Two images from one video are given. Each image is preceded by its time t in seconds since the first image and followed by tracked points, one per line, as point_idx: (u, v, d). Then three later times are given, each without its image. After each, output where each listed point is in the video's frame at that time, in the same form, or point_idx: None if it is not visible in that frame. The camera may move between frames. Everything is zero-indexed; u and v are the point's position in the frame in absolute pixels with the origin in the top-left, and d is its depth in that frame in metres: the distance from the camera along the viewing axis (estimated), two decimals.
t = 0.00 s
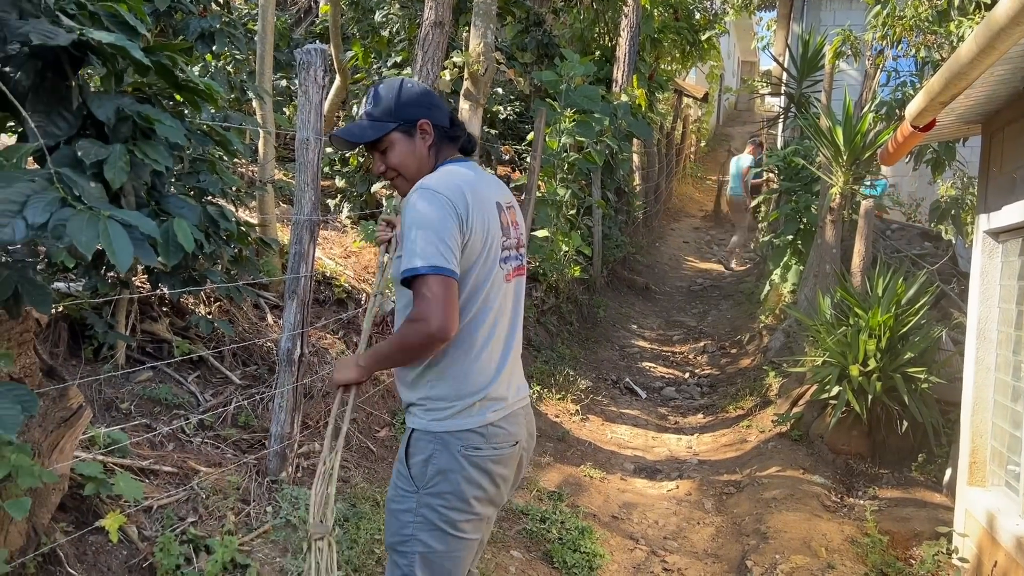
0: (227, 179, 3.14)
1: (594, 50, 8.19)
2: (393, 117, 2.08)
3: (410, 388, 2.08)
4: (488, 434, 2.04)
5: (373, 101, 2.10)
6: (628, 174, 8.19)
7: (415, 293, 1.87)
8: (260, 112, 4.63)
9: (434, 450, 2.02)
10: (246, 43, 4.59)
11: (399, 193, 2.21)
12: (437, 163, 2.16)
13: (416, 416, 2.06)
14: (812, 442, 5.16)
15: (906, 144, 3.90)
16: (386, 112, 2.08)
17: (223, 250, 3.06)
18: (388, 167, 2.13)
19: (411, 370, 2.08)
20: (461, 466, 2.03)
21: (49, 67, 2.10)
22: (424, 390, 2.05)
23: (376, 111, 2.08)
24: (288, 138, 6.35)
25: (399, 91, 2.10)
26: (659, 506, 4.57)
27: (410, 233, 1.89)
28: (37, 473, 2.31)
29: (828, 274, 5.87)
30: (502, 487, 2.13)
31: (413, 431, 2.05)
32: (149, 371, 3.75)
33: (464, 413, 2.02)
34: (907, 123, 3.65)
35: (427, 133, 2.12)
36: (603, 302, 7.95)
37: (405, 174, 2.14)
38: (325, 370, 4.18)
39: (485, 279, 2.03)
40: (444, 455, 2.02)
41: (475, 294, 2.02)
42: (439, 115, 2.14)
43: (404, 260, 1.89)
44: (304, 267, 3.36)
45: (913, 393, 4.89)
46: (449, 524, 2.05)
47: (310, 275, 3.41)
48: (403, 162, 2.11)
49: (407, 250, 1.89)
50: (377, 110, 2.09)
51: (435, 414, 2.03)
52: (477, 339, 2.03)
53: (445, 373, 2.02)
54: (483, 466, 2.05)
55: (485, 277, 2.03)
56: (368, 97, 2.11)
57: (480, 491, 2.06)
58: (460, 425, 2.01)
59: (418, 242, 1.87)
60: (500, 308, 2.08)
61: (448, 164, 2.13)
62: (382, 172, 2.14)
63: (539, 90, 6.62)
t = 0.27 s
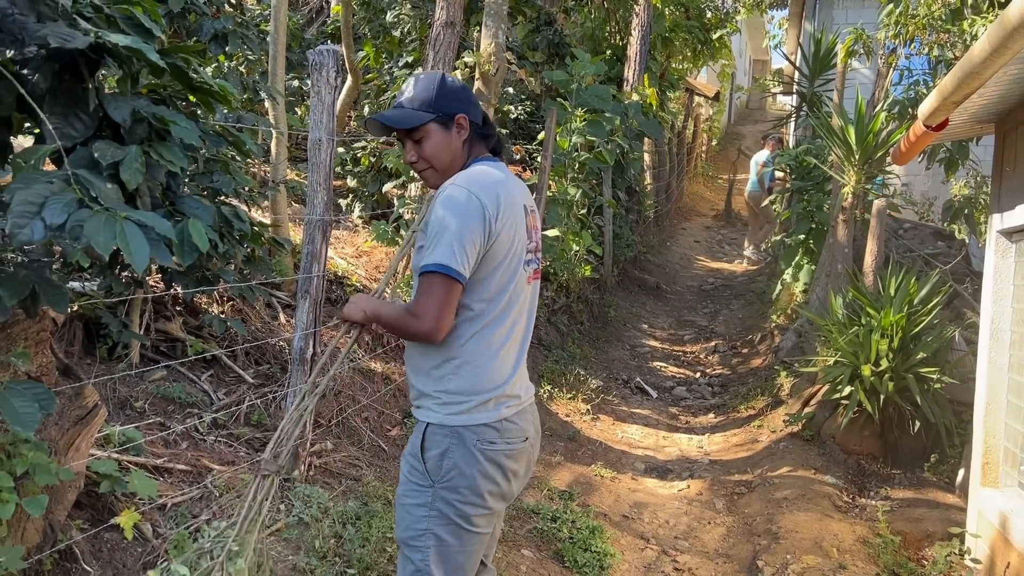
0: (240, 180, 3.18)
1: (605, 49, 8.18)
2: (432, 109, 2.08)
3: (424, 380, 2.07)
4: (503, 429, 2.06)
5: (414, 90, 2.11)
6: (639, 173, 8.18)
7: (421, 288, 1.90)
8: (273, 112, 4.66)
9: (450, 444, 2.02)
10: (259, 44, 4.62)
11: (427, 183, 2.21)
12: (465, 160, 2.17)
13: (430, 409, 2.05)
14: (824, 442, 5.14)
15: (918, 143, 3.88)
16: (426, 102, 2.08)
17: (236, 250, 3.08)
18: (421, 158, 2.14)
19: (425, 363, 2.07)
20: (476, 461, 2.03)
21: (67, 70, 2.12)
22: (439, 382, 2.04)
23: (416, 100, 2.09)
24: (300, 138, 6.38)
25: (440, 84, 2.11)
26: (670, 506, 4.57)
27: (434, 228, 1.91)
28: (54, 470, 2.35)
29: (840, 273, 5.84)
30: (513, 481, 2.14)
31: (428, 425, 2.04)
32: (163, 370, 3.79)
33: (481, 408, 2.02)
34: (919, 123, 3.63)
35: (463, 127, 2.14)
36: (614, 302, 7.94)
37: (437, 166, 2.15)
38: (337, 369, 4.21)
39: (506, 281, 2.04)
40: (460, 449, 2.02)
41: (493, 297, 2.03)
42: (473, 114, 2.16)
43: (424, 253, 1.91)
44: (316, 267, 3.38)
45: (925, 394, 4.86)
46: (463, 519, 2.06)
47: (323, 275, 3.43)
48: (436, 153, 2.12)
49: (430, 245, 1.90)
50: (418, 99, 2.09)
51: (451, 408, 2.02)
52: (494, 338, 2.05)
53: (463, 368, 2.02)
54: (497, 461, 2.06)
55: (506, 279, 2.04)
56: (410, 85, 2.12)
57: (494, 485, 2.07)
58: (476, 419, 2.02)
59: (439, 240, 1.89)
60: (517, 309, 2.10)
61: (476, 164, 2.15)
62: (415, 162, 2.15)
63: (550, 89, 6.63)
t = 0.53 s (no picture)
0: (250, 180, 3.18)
1: (614, 48, 8.16)
2: (476, 103, 2.07)
3: (440, 378, 2.06)
4: (515, 429, 2.06)
5: (457, 82, 2.09)
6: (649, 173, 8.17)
7: (432, 287, 1.90)
8: (282, 113, 4.68)
9: (463, 442, 2.02)
10: (269, 45, 4.64)
11: (448, 175, 2.18)
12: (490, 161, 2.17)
13: (444, 406, 2.05)
14: (834, 443, 5.11)
15: (929, 143, 3.86)
16: (470, 95, 2.07)
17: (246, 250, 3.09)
18: (452, 150, 2.11)
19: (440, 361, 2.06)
20: (488, 460, 2.03)
21: (78, 71, 2.14)
22: (455, 379, 2.03)
23: (462, 91, 2.07)
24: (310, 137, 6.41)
25: (483, 83, 2.11)
26: (679, 506, 4.56)
27: (454, 227, 1.92)
28: (65, 469, 2.36)
29: (850, 273, 5.81)
30: (522, 482, 2.14)
31: (441, 422, 2.04)
32: (173, 369, 3.81)
33: (496, 407, 2.02)
34: (930, 122, 3.61)
35: (495, 128, 2.15)
36: (623, 302, 7.92)
37: (466, 160, 2.12)
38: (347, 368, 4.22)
39: (525, 283, 2.06)
40: (472, 447, 2.02)
41: (509, 302, 2.03)
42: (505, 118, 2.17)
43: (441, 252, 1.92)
44: (326, 266, 3.39)
45: (936, 394, 4.83)
46: (471, 517, 2.05)
47: (332, 275, 3.44)
48: (469, 147, 2.11)
49: (448, 244, 1.91)
50: (463, 90, 2.07)
51: (466, 406, 2.02)
52: (512, 340, 2.05)
53: (480, 367, 2.02)
54: (508, 460, 2.06)
55: (525, 281, 2.06)
56: (453, 76, 2.10)
57: (503, 484, 2.07)
58: (490, 418, 2.02)
59: (458, 238, 1.90)
60: (533, 312, 2.12)
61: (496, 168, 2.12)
62: (445, 153, 2.12)
63: (559, 89, 6.63)
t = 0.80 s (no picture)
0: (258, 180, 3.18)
1: (623, 48, 8.14)
2: (500, 101, 2.01)
3: (458, 374, 2.03)
4: (531, 428, 2.05)
5: (481, 77, 2.02)
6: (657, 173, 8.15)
7: (478, 285, 1.80)
8: (291, 113, 4.69)
9: (481, 439, 1.99)
10: (277, 46, 4.65)
11: (464, 173, 2.10)
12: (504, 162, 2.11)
13: (463, 402, 2.01)
14: (843, 444, 5.08)
15: (939, 143, 3.84)
16: (494, 92, 2.00)
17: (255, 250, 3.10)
18: (472, 146, 2.04)
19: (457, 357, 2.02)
20: (504, 459, 2.00)
21: (88, 73, 2.15)
22: (476, 376, 2.00)
23: (487, 87, 2.00)
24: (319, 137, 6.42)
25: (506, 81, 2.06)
26: (687, 507, 4.55)
27: (491, 222, 1.83)
28: (75, 469, 2.38)
29: (860, 274, 5.77)
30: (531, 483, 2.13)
31: (460, 418, 2.00)
32: (182, 369, 3.82)
33: (514, 406, 2.00)
34: (940, 123, 3.59)
35: (513, 127, 2.10)
36: (631, 302, 7.91)
37: (485, 158, 2.06)
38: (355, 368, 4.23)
39: (546, 279, 2.04)
40: (490, 445, 1.99)
41: (531, 297, 2.01)
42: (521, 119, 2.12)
43: (480, 248, 1.82)
44: (334, 266, 3.38)
45: (946, 395, 4.80)
46: (480, 517, 2.02)
47: (340, 275, 3.43)
48: (490, 145, 2.04)
49: (487, 239, 1.82)
50: (488, 85, 2.00)
51: (486, 403, 1.99)
52: (531, 336, 2.04)
53: (501, 363, 1.99)
54: (523, 460, 2.04)
55: (546, 277, 2.04)
56: (477, 70, 2.02)
57: (515, 484, 2.05)
58: (509, 417, 1.99)
59: (500, 234, 1.81)
60: (550, 308, 2.10)
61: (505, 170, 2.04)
62: (464, 148, 2.04)
63: (567, 89, 6.62)
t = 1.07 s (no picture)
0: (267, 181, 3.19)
1: (630, 48, 8.14)
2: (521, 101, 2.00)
3: (462, 383, 1.98)
4: (540, 431, 2.04)
5: (503, 75, 2.00)
6: (664, 173, 8.14)
7: (495, 289, 1.76)
8: (299, 115, 4.71)
9: (497, 448, 1.96)
10: (286, 48, 4.67)
11: (479, 173, 2.07)
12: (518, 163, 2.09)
13: (473, 413, 1.96)
14: (850, 445, 5.06)
15: (948, 144, 3.82)
16: (516, 93, 1.99)
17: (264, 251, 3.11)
18: (491, 145, 2.02)
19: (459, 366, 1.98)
20: (520, 464, 1.99)
21: (99, 76, 2.16)
22: (483, 385, 1.96)
23: (509, 86, 1.99)
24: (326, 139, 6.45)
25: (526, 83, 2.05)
26: (695, 508, 4.54)
27: (511, 226, 1.79)
28: (85, 469, 2.40)
29: (867, 275, 5.74)
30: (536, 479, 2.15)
31: (473, 431, 1.95)
32: (191, 370, 3.84)
33: (524, 413, 1.98)
34: (949, 124, 3.57)
35: (529, 128, 2.08)
36: (638, 303, 7.91)
37: (502, 158, 2.03)
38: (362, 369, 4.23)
39: (558, 283, 2.02)
40: (506, 453, 1.97)
41: (544, 302, 1.98)
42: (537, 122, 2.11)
43: (500, 251, 1.78)
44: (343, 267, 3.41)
45: (954, 397, 4.78)
46: (501, 522, 2.02)
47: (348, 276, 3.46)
48: (508, 145, 2.02)
49: (508, 243, 1.78)
50: (510, 84, 1.99)
51: (497, 411, 1.96)
52: (540, 341, 2.02)
53: (512, 370, 1.96)
54: (535, 461, 2.05)
55: (557, 281, 2.02)
56: (498, 68, 2.01)
57: (528, 485, 2.06)
58: (521, 424, 1.97)
59: (521, 239, 1.77)
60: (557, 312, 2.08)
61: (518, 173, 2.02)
62: (482, 146, 2.02)
63: (574, 90, 6.63)
